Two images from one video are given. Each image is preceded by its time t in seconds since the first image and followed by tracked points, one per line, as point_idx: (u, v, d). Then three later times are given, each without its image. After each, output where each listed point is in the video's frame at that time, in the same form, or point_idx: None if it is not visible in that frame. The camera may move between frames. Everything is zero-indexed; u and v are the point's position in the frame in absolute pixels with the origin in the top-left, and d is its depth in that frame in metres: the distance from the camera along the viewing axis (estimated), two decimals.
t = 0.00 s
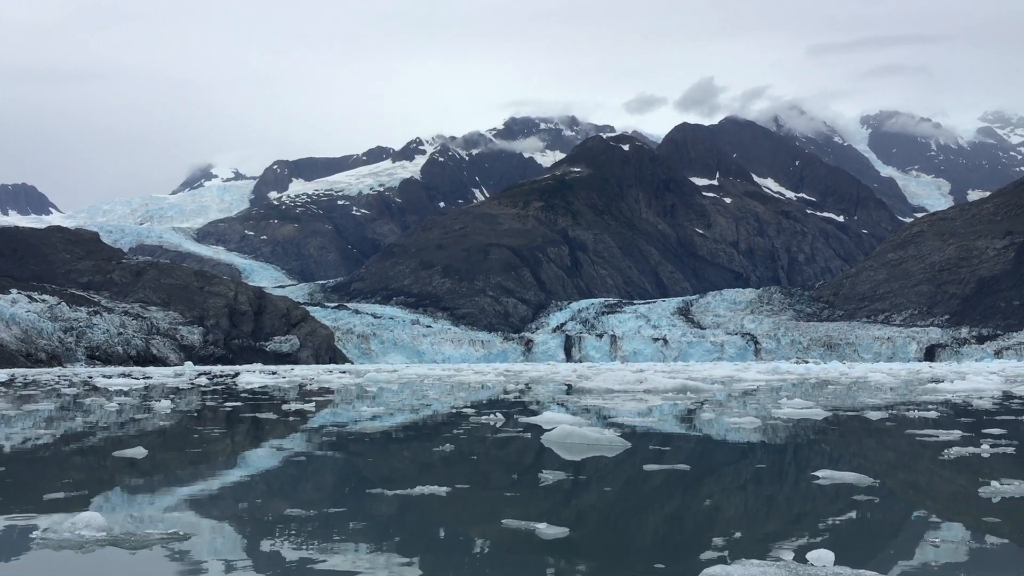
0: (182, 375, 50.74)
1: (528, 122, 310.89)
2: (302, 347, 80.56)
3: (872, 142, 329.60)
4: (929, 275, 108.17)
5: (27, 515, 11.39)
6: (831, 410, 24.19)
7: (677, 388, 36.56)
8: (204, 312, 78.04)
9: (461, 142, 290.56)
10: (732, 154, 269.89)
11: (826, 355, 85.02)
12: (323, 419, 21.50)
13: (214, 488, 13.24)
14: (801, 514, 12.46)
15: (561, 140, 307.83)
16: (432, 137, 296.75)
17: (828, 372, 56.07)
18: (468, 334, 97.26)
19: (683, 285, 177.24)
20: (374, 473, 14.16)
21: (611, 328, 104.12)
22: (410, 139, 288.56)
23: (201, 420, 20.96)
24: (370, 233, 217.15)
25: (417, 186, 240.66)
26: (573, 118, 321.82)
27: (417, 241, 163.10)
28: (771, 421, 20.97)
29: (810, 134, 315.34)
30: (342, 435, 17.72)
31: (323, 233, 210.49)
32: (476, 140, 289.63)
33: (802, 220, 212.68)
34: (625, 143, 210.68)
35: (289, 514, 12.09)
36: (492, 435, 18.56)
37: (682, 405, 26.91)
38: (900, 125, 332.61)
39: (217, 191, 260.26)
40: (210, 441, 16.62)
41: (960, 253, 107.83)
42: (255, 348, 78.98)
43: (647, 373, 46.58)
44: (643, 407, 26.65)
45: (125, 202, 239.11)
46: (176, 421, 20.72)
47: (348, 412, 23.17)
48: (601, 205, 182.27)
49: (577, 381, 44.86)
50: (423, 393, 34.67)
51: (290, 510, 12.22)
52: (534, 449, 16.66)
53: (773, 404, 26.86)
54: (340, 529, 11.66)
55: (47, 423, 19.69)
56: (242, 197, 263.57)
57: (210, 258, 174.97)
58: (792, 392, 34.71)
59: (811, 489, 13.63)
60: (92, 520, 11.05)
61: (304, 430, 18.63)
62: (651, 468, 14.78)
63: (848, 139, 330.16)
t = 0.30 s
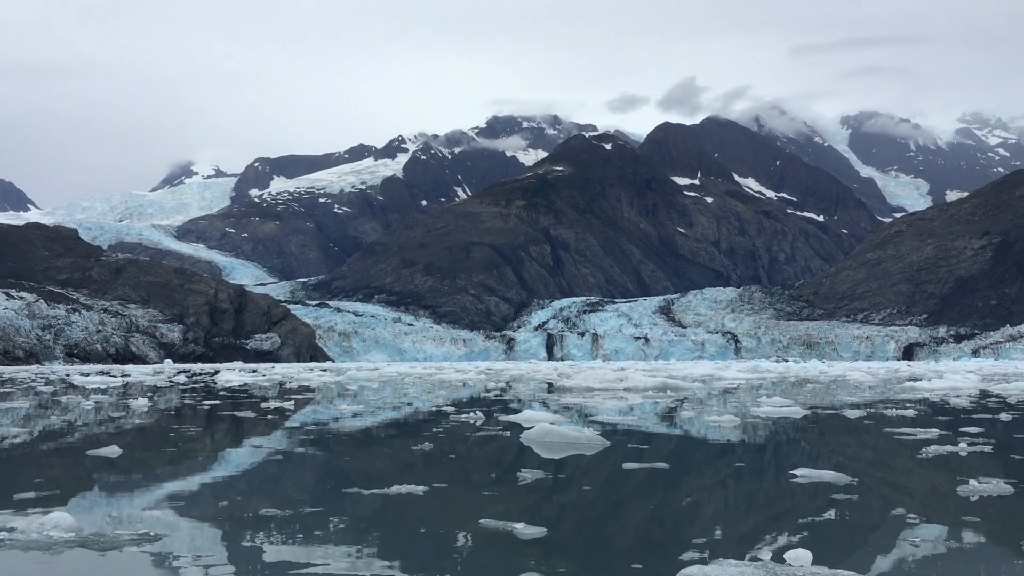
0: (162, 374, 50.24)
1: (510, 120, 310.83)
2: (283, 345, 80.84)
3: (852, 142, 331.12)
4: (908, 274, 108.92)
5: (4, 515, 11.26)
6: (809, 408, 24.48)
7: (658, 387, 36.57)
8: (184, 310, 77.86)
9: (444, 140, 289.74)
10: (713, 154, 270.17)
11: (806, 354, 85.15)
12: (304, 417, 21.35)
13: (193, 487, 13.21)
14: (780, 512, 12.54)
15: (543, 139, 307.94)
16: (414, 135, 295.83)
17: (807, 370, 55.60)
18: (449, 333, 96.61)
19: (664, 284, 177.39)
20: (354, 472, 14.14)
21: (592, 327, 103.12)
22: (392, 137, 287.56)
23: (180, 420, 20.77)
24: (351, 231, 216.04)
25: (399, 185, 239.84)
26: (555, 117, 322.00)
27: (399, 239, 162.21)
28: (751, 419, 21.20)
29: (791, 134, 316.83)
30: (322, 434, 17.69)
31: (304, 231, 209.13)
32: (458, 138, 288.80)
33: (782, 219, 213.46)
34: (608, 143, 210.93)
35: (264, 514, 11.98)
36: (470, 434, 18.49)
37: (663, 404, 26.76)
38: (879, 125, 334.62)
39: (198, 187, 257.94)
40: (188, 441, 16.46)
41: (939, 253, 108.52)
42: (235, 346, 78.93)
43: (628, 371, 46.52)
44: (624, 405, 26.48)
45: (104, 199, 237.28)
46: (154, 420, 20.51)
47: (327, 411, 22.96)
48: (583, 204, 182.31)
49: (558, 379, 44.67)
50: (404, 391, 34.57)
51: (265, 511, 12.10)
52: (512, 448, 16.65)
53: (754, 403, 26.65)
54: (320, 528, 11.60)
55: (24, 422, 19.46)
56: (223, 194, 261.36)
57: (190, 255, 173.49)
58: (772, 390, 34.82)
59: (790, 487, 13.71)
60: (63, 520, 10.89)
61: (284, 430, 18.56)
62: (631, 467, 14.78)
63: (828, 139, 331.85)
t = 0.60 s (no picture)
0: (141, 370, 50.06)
1: (493, 118, 310.69)
2: (264, 343, 79.65)
3: (833, 142, 332.80)
4: (887, 274, 109.63)
5: None
6: (789, 407, 24.60)
7: (638, 385, 36.76)
8: (164, 307, 76.86)
9: (426, 139, 289.04)
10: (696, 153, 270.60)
11: (786, 353, 85.07)
12: (286, 415, 21.47)
13: (172, 486, 13.20)
14: (759, 510, 12.62)
15: (526, 137, 308.19)
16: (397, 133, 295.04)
17: (787, 369, 55.89)
18: (431, 331, 96.18)
19: (646, 283, 177.52)
20: (337, 469, 14.19)
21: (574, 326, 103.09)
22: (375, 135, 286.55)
23: (162, 416, 20.78)
24: (333, 229, 215.17)
25: (381, 183, 239.19)
26: (538, 116, 322.06)
27: (381, 237, 161.54)
28: (730, 418, 21.28)
29: (772, 134, 318.31)
30: (306, 431, 17.81)
31: (286, 228, 207.90)
32: (440, 136, 288.13)
33: (763, 219, 214.45)
34: (590, 142, 211.11)
35: (238, 514, 11.88)
36: (450, 432, 18.55)
37: (645, 402, 26.91)
38: (860, 125, 336.70)
39: (178, 184, 255.72)
40: (169, 438, 16.44)
41: (918, 252, 109.30)
42: (216, 344, 78.14)
43: (609, 370, 46.64)
44: (605, 403, 26.59)
45: (83, 195, 234.44)
46: (135, 417, 20.51)
47: (311, 409, 23.13)
48: (565, 203, 182.36)
49: (539, 378, 44.73)
50: (385, 389, 34.65)
51: (239, 511, 11.97)
52: (491, 446, 16.73)
53: (735, 401, 26.78)
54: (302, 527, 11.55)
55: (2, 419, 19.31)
56: (204, 191, 259.24)
57: (170, 253, 172.24)
58: (750, 389, 35.03)
59: (767, 485, 13.82)
60: (32, 521, 10.76)
61: (266, 427, 18.65)
62: (610, 466, 14.85)
63: (808, 139, 333.62)
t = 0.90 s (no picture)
0: (120, 370, 49.49)
1: (476, 117, 310.62)
2: (245, 342, 80.21)
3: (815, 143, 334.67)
4: (868, 274, 110.42)
5: None
6: (769, 406, 24.73)
7: (620, 384, 36.87)
8: (145, 306, 75.37)
9: (409, 137, 288.41)
10: (678, 153, 271.13)
11: (767, 352, 85.34)
12: (267, 414, 21.35)
13: (151, 486, 13.11)
14: (739, 508, 12.67)
15: (508, 136, 308.17)
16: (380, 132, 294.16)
17: (768, 368, 56.46)
18: (414, 330, 95.80)
19: (628, 281, 177.69)
20: (318, 470, 14.17)
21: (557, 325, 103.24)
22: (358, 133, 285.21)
23: (141, 416, 20.60)
24: (315, 227, 214.28)
25: (364, 181, 238.40)
26: (521, 115, 322.13)
27: (364, 236, 160.87)
28: (711, 417, 21.33)
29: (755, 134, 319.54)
30: (288, 430, 17.79)
31: (268, 227, 206.59)
32: (423, 134, 287.73)
33: (744, 219, 215.52)
34: (573, 141, 211.11)
35: (213, 515, 11.76)
36: (430, 431, 18.50)
37: (626, 401, 26.96)
38: (841, 125, 338.92)
39: (159, 181, 253.55)
40: (148, 438, 16.35)
41: (898, 253, 110.12)
42: (197, 342, 77.96)
43: (591, 370, 46.70)
44: (587, 403, 26.62)
45: (62, 192, 231.51)
46: (114, 416, 20.32)
47: (291, 408, 22.99)
48: (548, 202, 182.31)
49: (520, 378, 44.70)
50: (366, 388, 34.47)
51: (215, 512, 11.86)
52: (471, 446, 16.69)
53: (716, 400, 26.84)
54: (283, 526, 11.53)
55: None
56: (185, 189, 257.15)
57: (151, 251, 170.79)
58: (731, 388, 35.12)
59: (746, 484, 13.88)
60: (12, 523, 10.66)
61: (247, 427, 18.51)
62: (590, 465, 14.81)
63: (790, 139, 335.34)
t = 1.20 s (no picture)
0: (98, 369, 48.95)
1: (458, 115, 310.37)
2: (226, 339, 79.83)
3: (795, 142, 336.06)
4: (848, 273, 111.21)
5: None
6: (750, 403, 24.96)
7: (600, 382, 37.04)
8: (125, 304, 75.01)
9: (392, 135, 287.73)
10: (659, 152, 271.32)
11: (748, 350, 85.62)
12: (247, 412, 21.29)
13: (131, 485, 13.05)
14: (720, 506, 12.74)
15: (490, 135, 308.18)
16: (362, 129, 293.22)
17: (749, 366, 56.98)
18: (396, 328, 95.31)
19: (610, 280, 177.86)
20: (298, 468, 14.15)
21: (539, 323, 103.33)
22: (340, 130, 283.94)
23: (121, 415, 20.53)
24: (297, 225, 213.51)
25: (346, 179, 237.66)
26: (504, 113, 322.15)
27: (346, 234, 160.17)
28: (691, 414, 21.50)
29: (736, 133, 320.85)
30: (269, 428, 17.82)
31: (249, 224, 205.34)
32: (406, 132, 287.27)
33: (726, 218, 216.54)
34: (555, 139, 210.95)
35: (187, 516, 11.64)
36: (410, 430, 18.48)
37: (606, 399, 27.10)
38: (821, 125, 340.72)
39: (139, 179, 251.50)
40: (126, 437, 16.28)
41: (878, 252, 110.97)
42: (177, 341, 77.14)
43: (572, 368, 46.85)
44: (567, 401, 26.71)
45: (41, 189, 228.86)
46: (93, 415, 20.21)
47: (272, 406, 22.95)
48: (530, 201, 182.17)
49: (501, 376, 44.73)
50: (346, 387, 34.36)
51: (189, 512, 11.75)
52: (451, 445, 16.71)
53: (695, 398, 26.97)
54: (264, 525, 11.50)
55: None
56: (165, 186, 255.23)
57: (131, 249, 169.30)
58: (712, 386, 35.33)
59: (725, 482, 13.94)
60: None
61: (227, 425, 18.45)
62: (569, 464, 14.81)
63: (771, 139, 336.98)
